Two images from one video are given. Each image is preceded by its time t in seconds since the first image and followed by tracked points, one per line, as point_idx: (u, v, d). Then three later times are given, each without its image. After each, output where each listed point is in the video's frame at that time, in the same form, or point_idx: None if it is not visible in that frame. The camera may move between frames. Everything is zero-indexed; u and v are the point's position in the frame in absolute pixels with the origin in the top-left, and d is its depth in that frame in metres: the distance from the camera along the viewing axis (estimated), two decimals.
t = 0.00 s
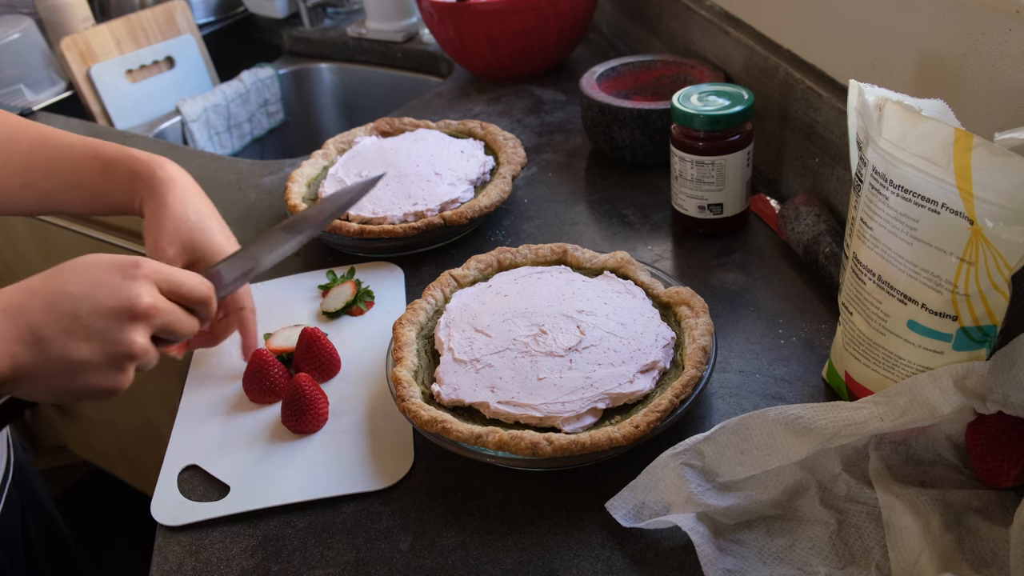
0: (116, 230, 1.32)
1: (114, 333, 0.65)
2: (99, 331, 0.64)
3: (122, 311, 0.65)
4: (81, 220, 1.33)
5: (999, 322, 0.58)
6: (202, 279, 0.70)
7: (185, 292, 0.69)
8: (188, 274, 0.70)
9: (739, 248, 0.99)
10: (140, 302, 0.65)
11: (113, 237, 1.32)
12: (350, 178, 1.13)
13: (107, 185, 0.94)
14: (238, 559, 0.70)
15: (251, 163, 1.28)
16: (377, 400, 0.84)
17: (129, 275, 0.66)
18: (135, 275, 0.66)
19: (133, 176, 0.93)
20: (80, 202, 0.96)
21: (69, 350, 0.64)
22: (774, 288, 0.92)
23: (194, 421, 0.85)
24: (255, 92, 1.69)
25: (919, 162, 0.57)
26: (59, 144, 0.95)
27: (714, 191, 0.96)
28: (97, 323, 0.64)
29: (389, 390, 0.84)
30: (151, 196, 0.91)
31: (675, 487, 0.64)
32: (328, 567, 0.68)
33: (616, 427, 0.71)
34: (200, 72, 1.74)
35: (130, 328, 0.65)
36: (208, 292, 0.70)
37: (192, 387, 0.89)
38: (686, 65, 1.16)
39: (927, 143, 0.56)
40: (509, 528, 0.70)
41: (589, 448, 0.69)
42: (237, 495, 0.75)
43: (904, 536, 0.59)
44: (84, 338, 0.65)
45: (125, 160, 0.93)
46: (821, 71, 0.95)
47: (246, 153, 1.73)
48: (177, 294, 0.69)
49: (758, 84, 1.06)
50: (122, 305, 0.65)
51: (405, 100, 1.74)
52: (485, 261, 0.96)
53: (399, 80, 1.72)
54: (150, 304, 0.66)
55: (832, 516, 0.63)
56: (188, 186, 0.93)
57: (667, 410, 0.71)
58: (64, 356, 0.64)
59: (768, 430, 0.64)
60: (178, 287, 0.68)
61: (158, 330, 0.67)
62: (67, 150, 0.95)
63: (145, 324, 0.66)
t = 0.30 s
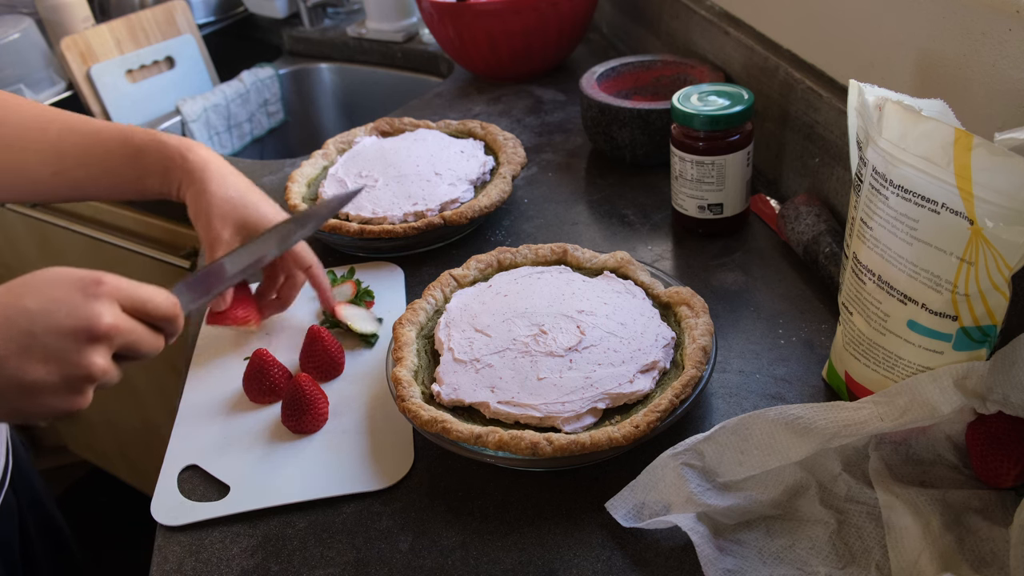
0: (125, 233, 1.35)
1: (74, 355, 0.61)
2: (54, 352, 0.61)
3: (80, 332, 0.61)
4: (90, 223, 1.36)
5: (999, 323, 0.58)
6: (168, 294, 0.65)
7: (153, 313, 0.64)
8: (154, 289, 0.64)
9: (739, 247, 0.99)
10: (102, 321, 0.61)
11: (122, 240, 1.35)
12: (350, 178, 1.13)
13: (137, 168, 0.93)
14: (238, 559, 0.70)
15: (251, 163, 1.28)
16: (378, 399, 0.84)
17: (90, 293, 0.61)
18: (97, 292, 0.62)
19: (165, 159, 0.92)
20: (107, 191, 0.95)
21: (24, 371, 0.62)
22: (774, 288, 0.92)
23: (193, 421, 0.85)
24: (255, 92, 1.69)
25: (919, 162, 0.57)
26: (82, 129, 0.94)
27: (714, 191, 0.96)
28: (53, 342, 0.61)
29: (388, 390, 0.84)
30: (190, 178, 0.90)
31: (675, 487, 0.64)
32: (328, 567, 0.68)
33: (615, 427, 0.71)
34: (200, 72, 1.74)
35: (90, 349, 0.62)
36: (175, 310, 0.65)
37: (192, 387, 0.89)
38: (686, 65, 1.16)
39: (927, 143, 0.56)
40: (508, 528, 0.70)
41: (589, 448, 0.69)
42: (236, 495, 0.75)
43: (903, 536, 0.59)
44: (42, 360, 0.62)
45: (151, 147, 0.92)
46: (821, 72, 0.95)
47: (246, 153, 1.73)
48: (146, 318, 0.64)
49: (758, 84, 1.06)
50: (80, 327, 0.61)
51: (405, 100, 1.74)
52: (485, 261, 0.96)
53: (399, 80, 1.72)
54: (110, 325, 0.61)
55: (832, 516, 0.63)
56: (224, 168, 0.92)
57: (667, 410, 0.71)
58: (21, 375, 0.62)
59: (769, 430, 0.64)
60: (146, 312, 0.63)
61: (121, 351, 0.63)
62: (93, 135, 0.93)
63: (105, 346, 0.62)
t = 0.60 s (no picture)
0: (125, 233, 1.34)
1: (38, 404, 0.66)
2: (19, 399, 0.65)
3: (46, 380, 0.66)
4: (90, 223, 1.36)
5: (999, 322, 0.58)
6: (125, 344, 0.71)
7: (111, 361, 0.70)
8: (114, 341, 0.70)
9: (739, 248, 0.99)
10: (65, 369, 0.66)
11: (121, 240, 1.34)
12: (350, 177, 1.13)
13: (71, 203, 0.94)
14: (238, 559, 0.70)
15: (251, 163, 1.28)
16: (378, 399, 0.84)
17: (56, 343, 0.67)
18: (59, 344, 0.67)
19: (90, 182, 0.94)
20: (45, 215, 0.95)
21: None
22: (774, 288, 0.92)
23: (194, 421, 0.85)
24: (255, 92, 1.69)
25: (919, 162, 0.57)
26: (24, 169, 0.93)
27: (714, 191, 0.96)
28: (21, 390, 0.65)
29: (389, 390, 0.84)
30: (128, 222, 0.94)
31: (675, 487, 0.64)
32: (328, 567, 0.68)
33: (616, 427, 0.71)
34: (200, 72, 1.74)
35: (53, 396, 0.66)
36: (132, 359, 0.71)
37: (192, 387, 0.89)
38: (686, 65, 1.16)
39: (927, 143, 0.56)
40: (508, 528, 0.70)
41: (589, 448, 0.69)
42: (236, 496, 0.75)
43: (904, 536, 0.59)
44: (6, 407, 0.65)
45: (86, 178, 0.94)
46: (821, 72, 0.95)
47: (246, 153, 1.73)
48: (104, 362, 0.69)
49: (759, 85, 1.06)
50: (45, 375, 0.66)
51: (405, 101, 1.74)
52: (486, 261, 0.96)
53: (398, 81, 1.72)
54: (74, 373, 0.67)
55: (832, 515, 0.63)
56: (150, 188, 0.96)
57: (667, 410, 0.71)
58: None
59: (768, 430, 0.64)
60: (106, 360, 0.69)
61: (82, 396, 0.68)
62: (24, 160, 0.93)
63: (67, 393, 0.67)
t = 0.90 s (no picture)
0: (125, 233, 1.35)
1: (35, 352, 0.75)
2: (22, 349, 0.75)
3: (46, 332, 0.76)
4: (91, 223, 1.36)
5: (999, 322, 0.58)
6: (120, 324, 0.83)
7: (103, 334, 0.81)
8: (106, 317, 0.82)
9: (738, 248, 0.99)
10: (62, 325, 0.77)
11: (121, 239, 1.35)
12: (350, 177, 1.13)
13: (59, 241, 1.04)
14: (238, 559, 0.70)
15: (251, 163, 1.28)
16: (378, 399, 0.84)
17: (55, 306, 0.79)
18: (58, 306, 0.79)
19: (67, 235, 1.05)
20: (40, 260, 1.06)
21: None
22: (773, 288, 0.92)
23: (194, 421, 0.85)
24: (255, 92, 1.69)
25: (919, 162, 0.57)
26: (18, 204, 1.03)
27: (714, 191, 0.96)
28: (22, 340, 0.75)
29: (389, 390, 0.84)
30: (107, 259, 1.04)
31: (675, 487, 0.64)
32: (328, 568, 0.68)
33: (616, 427, 0.71)
34: (200, 72, 1.74)
35: (52, 347, 0.76)
36: (124, 336, 0.82)
37: (192, 387, 0.89)
38: (686, 65, 1.16)
39: (927, 143, 0.56)
40: (508, 528, 0.70)
41: (589, 448, 0.69)
42: (236, 496, 0.75)
43: (903, 536, 0.59)
44: (9, 355, 0.75)
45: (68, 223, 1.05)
46: (821, 71, 0.95)
47: (246, 153, 1.73)
48: (96, 330, 0.80)
49: (759, 85, 1.06)
50: (45, 327, 0.77)
51: (405, 100, 1.74)
52: (485, 261, 0.96)
53: (398, 80, 1.72)
54: (69, 329, 0.77)
55: (832, 515, 0.63)
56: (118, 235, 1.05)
57: (667, 410, 0.71)
58: None
59: (769, 430, 0.64)
60: (99, 326, 0.80)
61: (75, 355, 0.78)
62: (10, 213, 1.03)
63: (65, 346, 0.77)
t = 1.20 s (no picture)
0: (125, 233, 1.35)
1: (46, 321, 0.74)
2: (32, 319, 0.73)
3: (56, 304, 0.75)
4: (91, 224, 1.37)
5: (999, 322, 0.58)
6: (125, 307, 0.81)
7: (110, 317, 0.79)
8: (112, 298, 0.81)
9: (738, 247, 0.99)
10: (71, 298, 0.76)
11: (121, 240, 1.35)
12: (350, 178, 1.13)
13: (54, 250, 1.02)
14: (238, 559, 0.70)
15: (251, 163, 1.28)
16: (378, 400, 0.84)
17: (63, 282, 0.78)
18: (64, 284, 0.78)
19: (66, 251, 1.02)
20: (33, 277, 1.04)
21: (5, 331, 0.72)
22: (773, 288, 0.92)
23: (194, 421, 0.85)
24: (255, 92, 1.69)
25: (919, 162, 0.57)
26: (10, 214, 1.00)
27: (714, 191, 0.96)
28: (32, 311, 0.74)
29: (389, 390, 0.84)
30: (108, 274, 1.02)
31: (674, 487, 0.64)
32: (328, 567, 0.68)
33: (616, 427, 0.71)
34: (200, 72, 1.74)
35: (61, 318, 0.75)
36: (130, 319, 0.81)
37: (192, 388, 0.89)
38: (686, 65, 1.16)
39: (927, 143, 0.56)
40: (508, 528, 0.70)
41: (589, 448, 0.69)
42: (236, 496, 0.75)
43: (902, 536, 0.59)
44: (20, 324, 0.73)
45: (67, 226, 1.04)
46: (821, 71, 0.95)
47: (246, 153, 1.73)
48: (101, 311, 0.79)
49: (759, 85, 1.06)
50: (56, 300, 0.75)
51: (405, 100, 1.74)
52: (485, 261, 0.96)
53: (398, 80, 1.72)
54: (78, 303, 0.76)
55: (832, 515, 0.63)
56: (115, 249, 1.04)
57: (667, 410, 0.71)
58: None
59: (768, 431, 0.64)
60: (102, 307, 0.79)
61: (85, 330, 0.76)
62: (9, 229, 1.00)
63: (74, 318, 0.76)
